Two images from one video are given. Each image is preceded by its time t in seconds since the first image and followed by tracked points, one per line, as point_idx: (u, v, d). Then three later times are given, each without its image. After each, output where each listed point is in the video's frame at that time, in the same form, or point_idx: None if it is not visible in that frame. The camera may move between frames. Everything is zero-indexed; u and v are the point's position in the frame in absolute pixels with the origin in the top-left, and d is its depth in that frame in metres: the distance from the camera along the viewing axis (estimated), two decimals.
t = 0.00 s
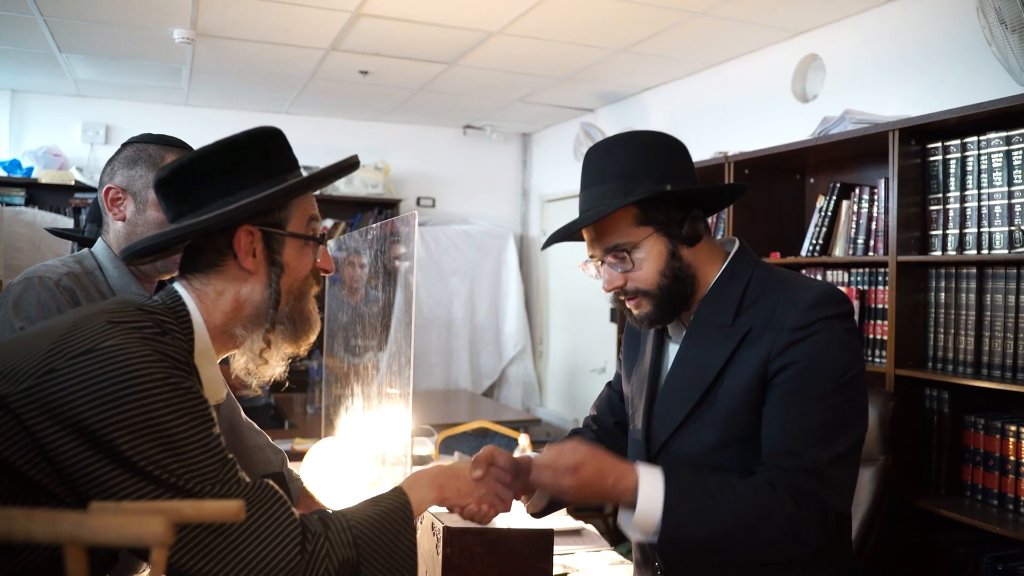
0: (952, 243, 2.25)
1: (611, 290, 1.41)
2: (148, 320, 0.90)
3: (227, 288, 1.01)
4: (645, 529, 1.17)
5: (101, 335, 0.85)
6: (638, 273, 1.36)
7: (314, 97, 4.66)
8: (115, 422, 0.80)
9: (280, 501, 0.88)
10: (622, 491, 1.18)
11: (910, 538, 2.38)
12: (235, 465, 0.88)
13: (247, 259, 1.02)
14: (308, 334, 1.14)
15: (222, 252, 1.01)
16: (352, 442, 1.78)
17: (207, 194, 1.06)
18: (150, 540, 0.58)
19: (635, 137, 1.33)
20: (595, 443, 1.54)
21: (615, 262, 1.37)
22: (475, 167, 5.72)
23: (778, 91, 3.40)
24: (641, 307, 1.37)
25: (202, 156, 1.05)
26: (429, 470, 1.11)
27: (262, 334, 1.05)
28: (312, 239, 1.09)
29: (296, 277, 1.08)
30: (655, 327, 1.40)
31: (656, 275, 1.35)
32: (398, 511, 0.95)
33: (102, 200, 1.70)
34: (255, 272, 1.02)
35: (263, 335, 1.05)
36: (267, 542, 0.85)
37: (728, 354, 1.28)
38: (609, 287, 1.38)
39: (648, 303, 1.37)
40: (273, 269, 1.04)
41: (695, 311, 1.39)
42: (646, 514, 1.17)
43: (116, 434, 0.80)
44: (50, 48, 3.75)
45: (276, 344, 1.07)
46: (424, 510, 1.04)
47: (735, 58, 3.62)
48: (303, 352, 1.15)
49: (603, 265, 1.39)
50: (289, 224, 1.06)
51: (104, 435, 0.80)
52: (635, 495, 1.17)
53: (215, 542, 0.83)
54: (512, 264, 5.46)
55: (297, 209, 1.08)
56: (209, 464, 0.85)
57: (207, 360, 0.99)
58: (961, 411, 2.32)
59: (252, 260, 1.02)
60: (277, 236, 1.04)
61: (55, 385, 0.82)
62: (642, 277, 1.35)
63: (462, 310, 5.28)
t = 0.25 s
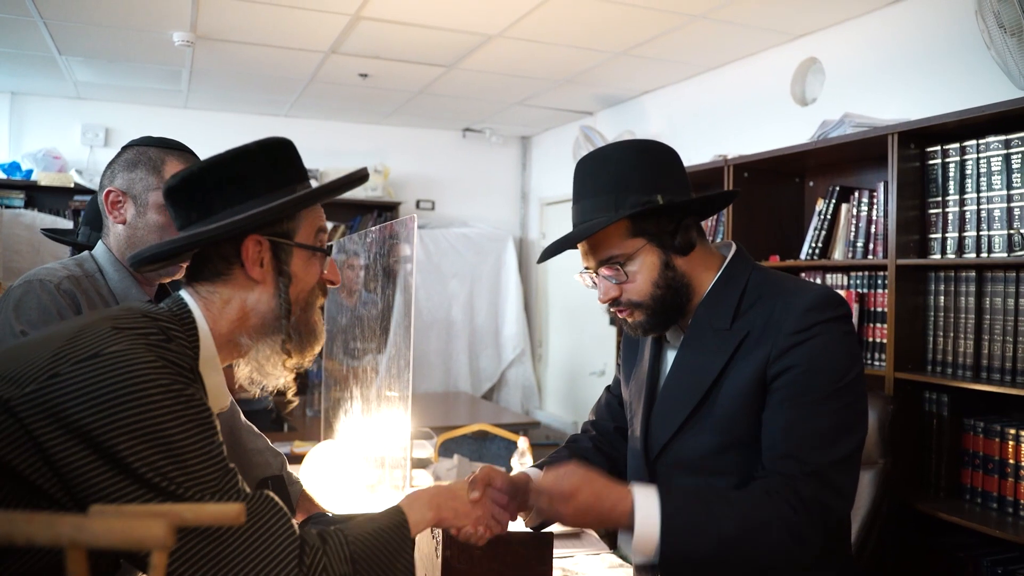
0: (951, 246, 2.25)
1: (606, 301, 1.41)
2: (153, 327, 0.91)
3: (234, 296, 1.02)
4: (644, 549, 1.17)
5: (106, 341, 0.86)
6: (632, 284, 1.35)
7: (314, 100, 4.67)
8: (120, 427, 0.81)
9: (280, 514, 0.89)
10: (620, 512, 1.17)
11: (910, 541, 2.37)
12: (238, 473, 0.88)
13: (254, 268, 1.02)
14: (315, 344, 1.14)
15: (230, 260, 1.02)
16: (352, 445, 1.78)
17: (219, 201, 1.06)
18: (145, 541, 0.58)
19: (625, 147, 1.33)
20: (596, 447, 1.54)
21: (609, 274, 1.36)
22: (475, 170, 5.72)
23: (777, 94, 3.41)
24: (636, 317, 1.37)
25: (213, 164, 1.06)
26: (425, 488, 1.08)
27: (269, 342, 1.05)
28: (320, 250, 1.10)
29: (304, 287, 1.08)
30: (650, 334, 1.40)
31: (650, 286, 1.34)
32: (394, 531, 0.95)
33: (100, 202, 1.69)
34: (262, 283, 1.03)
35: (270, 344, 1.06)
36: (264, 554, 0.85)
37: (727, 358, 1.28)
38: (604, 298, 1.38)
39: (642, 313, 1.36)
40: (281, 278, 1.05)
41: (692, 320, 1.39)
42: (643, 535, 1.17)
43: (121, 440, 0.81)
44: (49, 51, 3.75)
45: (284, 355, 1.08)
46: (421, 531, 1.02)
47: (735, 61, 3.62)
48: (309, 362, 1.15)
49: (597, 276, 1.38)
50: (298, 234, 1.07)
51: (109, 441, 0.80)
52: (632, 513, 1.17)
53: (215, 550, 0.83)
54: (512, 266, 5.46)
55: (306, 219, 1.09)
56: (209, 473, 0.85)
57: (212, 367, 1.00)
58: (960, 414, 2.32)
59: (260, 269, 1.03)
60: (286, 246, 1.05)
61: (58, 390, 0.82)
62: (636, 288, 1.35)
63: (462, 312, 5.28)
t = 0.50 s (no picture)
0: (953, 246, 2.25)
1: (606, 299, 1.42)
2: (158, 325, 0.91)
3: (237, 296, 1.02)
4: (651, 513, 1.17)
5: (111, 340, 0.86)
6: (631, 283, 1.36)
7: (316, 99, 4.67)
8: (125, 426, 0.81)
9: (291, 503, 0.89)
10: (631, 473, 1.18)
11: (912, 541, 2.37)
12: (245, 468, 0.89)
13: (258, 268, 1.03)
14: (317, 344, 1.14)
15: (234, 259, 1.02)
16: (353, 444, 1.78)
17: (225, 203, 1.06)
18: (149, 540, 0.58)
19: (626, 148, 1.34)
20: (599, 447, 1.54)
21: (607, 272, 1.37)
22: (477, 170, 5.72)
23: (780, 94, 3.40)
24: (635, 314, 1.38)
25: (223, 163, 1.06)
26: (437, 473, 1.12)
27: (272, 342, 1.05)
28: (324, 251, 1.10)
29: (308, 287, 1.09)
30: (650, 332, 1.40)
31: (649, 285, 1.34)
32: (407, 515, 0.96)
33: (104, 202, 1.69)
34: (266, 282, 1.03)
35: (273, 344, 1.06)
36: (277, 542, 0.86)
37: (727, 358, 1.28)
38: (602, 297, 1.39)
39: (640, 311, 1.37)
40: (285, 278, 1.05)
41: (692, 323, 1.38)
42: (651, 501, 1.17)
43: (127, 439, 0.81)
44: (51, 51, 3.76)
45: (285, 355, 1.08)
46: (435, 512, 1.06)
47: (737, 61, 3.62)
48: (311, 362, 1.15)
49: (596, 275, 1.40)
50: (303, 234, 1.07)
51: (115, 439, 0.81)
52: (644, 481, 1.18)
53: (224, 543, 0.83)
54: (513, 266, 5.46)
55: (310, 219, 1.08)
56: (217, 469, 0.85)
57: (216, 367, 1.00)
58: (962, 413, 2.32)
59: (264, 269, 1.03)
60: (291, 246, 1.05)
61: (63, 389, 0.83)
62: (634, 287, 1.36)
63: (463, 313, 5.29)
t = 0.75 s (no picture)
0: (953, 244, 2.25)
1: (610, 278, 1.43)
2: (158, 326, 0.91)
3: (239, 296, 1.02)
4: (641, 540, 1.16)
5: (111, 341, 0.86)
6: (640, 260, 1.37)
7: (315, 98, 4.67)
8: (125, 426, 0.81)
9: (289, 505, 0.89)
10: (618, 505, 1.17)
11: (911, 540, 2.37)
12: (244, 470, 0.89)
13: (260, 269, 1.03)
14: (318, 345, 1.14)
15: (235, 259, 1.02)
16: (352, 443, 1.78)
17: (226, 202, 1.06)
18: (149, 540, 0.58)
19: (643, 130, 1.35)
20: (599, 446, 1.54)
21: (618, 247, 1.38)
22: (476, 168, 5.72)
23: (779, 93, 3.40)
24: (640, 294, 1.38)
25: (225, 163, 1.06)
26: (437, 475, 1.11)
27: (273, 343, 1.05)
28: (325, 252, 1.10)
29: (309, 288, 1.09)
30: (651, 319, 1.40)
31: (658, 263, 1.36)
32: (405, 516, 0.96)
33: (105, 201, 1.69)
34: (267, 282, 1.03)
35: (274, 345, 1.06)
36: (274, 544, 0.86)
37: (727, 354, 1.28)
38: (609, 273, 1.39)
39: (647, 292, 1.37)
40: (285, 279, 1.05)
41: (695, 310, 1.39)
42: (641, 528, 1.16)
43: (127, 439, 0.81)
44: (50, 49, 3.75)
45: (287, 356, 1.08)
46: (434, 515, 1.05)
47: (736, 59, 3.62)
48: (311, 364, 1.15)
49: (604, 251, 1.40)
50: (304, 235, 1.07)
51: (115, 440, 0.81)
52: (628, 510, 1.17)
53: (222, 546, 0.84)
54: (513, 265, 5.46)
55: (312, 221, 1.08)
56: (217, 470, 0.85)
57: (216, 369, 1.00)
58: (961, 412, 2.32)
59: (265, 270, 1.03)
60: (292, 248, 1.05)
61: (63, 390, 0.83)
62: (643, 264, 1.36)
63: (463, 311, 5.29)
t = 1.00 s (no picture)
0: (955, 243, 2.25)
1: (616, 267, 1.44)
2: (163, 325, 0.91)
3: (241, 294, 1.02)
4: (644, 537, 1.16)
5: (115, 338, 0.86)
6: (646, 250, 1.38)
7: (318, 96, 4.67)
8: (128, 424, 0.81)
9: (294, 505, 0.90)
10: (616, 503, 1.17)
11: (914, 539, 2.37)
12: (249, 467, 0.89)
13: (262, 266, 1.03)
14: (319, 344, 1.14)
15: (237, 257, 1.02)
16: (355, 442, 1.79)
17: (230, 198, 1.07)
18: (154, 537, 0.58)
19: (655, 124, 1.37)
20: (602, 444, 1.54)
21: (625, 236, 1.40)
22: (478, 167, 5.72)
23: (781, 91, 3.40)
24: (645, 284, 1.39)
25: (227, 161, 1.06)
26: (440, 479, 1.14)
27: (275, 340, 1.05)
28: (328, 250, 1.10)
29: (310, 285, 1.09)
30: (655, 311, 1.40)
31: (663, 254, 1.37)
32: (408, 517, 0.97)
33: (111, 203, 1.70)
34: (270, 279, 1.03)
35: (277, 343, 1.06)
36: (278, 543, 0.86)
37: (730, 350, 1.28)
38: (615, 263, 1.41)
39: (651, 282, 1.38)
40: (287, 276, 1.05)
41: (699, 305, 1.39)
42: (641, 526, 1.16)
43: (130, 437, 0.81)
44: (53, 49, 3.76)
45: (289, 353, 1.08)
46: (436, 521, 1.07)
47: (738, 58, 3.61)
48: (314, 362, 1.15)
49: (610, 241, 1.42)
50: (306, 233, 1.07)
51: (120, 437, 0.81)
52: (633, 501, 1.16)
53: (226, 543, 0.84)
54: (515, 263, 5.47)
55: (314, 218, 1.08)
56: (222, 468, 0.86)
57: (220, 367, 1.00)
58: (964, 411, 2.32)
59: (267, 267, 1.03)
60: (294, 246, 1.05)
61: (68, 387, 0.83)
62: (649, 254, 1.37)
63: (465, 309, 5.29)
